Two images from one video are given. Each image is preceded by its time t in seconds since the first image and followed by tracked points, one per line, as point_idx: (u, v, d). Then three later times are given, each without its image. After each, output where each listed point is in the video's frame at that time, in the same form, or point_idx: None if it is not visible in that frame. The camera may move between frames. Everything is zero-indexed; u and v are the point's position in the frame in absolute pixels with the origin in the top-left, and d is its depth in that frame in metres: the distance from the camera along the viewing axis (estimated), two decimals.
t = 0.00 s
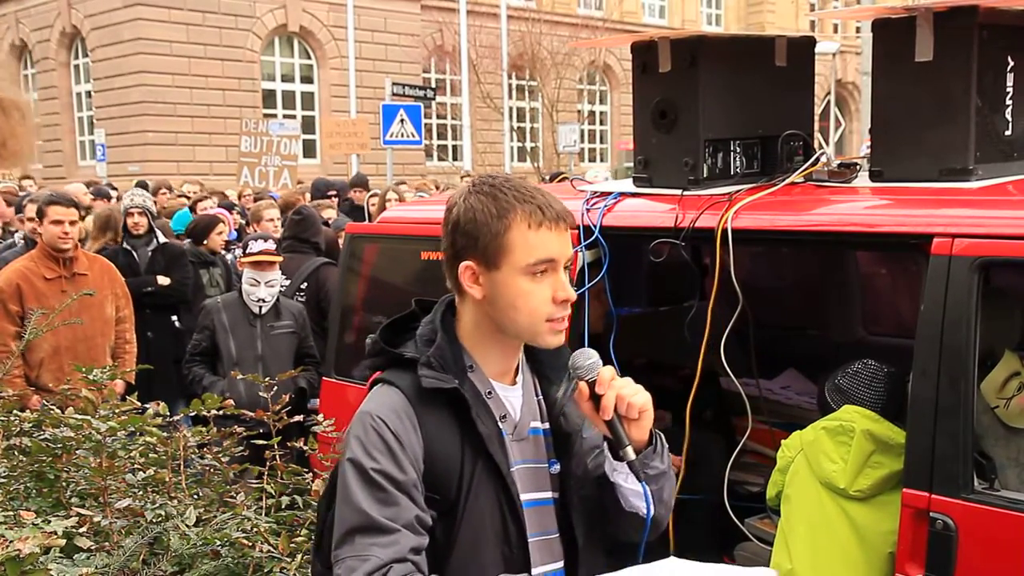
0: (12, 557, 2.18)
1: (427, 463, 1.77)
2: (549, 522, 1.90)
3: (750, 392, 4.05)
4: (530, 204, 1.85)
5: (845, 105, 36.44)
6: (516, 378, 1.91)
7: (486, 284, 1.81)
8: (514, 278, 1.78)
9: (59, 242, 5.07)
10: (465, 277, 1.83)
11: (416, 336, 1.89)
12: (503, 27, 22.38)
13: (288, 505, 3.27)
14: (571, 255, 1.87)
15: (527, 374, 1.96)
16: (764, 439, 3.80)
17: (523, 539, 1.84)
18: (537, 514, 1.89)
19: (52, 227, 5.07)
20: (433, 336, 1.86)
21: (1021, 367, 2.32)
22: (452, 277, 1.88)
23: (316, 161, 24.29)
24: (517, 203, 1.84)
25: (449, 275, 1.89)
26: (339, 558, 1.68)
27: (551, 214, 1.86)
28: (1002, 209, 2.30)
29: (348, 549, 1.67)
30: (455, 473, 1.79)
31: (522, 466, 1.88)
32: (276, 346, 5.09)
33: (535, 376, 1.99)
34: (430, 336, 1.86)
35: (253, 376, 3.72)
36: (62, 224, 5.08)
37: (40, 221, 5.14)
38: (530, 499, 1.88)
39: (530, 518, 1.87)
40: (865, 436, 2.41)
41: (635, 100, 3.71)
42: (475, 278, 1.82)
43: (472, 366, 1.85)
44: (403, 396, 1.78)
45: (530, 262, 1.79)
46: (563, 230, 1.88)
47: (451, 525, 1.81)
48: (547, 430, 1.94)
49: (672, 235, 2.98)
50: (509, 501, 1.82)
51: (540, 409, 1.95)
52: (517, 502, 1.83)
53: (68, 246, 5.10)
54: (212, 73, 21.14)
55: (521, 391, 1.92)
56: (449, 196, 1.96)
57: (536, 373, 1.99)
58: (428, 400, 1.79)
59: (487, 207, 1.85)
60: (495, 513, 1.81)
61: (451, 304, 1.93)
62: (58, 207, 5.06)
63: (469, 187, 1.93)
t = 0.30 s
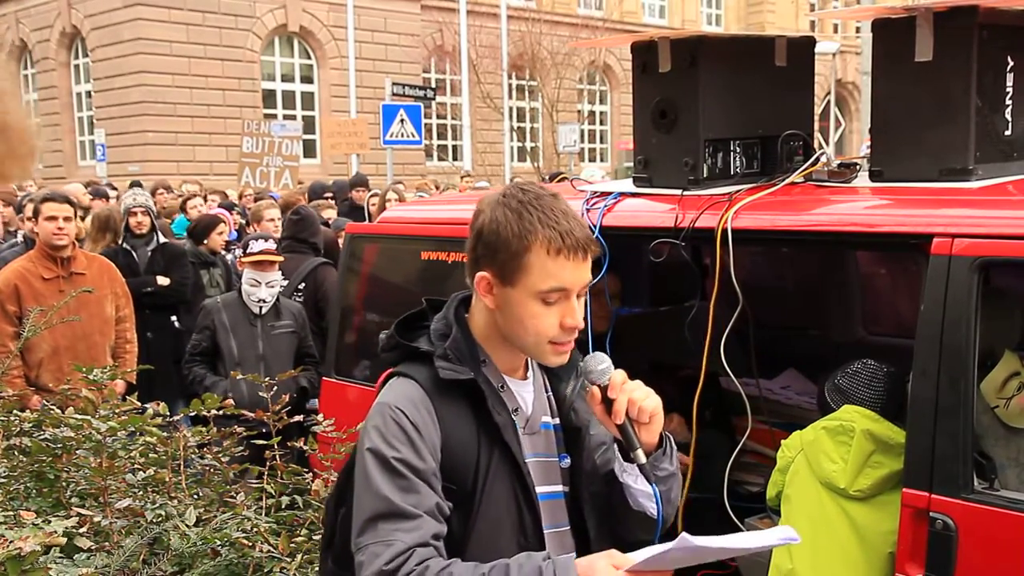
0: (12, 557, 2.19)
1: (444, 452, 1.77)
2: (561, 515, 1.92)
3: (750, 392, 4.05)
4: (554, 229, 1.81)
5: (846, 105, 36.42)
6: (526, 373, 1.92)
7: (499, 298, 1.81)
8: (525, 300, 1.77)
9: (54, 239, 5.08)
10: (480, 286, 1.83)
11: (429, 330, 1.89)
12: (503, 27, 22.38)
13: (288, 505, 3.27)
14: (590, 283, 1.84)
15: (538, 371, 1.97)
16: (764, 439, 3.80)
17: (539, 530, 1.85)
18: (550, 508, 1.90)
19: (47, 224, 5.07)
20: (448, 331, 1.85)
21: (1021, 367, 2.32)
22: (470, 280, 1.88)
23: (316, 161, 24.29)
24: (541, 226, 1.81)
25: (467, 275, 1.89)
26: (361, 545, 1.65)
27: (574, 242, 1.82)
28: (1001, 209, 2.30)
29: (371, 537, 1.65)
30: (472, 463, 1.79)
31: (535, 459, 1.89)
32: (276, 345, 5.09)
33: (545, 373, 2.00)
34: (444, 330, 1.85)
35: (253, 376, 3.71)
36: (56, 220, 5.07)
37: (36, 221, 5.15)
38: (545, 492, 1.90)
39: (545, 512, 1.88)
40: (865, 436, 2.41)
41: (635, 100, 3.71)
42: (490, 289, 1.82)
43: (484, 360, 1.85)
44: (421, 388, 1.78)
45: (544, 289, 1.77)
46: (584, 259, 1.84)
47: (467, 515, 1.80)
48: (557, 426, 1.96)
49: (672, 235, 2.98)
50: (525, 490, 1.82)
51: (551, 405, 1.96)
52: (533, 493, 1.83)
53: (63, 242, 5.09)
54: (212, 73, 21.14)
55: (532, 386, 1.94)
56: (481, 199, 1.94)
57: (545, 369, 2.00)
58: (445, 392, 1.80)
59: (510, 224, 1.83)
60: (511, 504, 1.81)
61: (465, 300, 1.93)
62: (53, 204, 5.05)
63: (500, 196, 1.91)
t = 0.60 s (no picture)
0: (12, 557, 2.19)
1: (445, 452, 1.78)
2: (562, 517, 1.92)
3: (750, 392, 4.06)
4: (554, 232, 1.80)
5: (846, 105, 36.41)
6: (533, 375, 1.90)
7: (502, 300, 1.80)
8: (526, 303, 1.76)
9: (55, 237, 5.08)
10: (484, 289, 1.83)
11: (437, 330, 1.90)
12: (503, 27, 22.38)
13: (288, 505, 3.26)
14: (593, 285, 1.81)
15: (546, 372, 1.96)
16: (764, 439, 3.80)
17: (536, 530, 1.84)
18: (549, 509, 1.90)
19: (47, 222, 5.08)
20: (453, 331, 1.86)
21: (1021, 368, 2.32)
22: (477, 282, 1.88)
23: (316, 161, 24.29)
24: (542, 229, 1.79)
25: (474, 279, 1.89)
26: (364, 541, 1.67)
27: (575, 245, 1.80)
28: (1001, 209, 2.30)
29: (373, 533, 1.67)
30: (472, 463, 1.80)
31: (537, 460, 1.90)
32: (276, 345, 5.09)
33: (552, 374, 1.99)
34: (450, 330, 1.86)
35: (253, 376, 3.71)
36: (57, 218, 5.08)
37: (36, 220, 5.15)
38: (545, 493, 1.90)
39: (543, 513, 1.89)
40: (865, 436, 2.41)
41: (635, 100, 3.72)
42: (494, 292, 1.82)
43: (490, 360, 1.85)
44: (423, 388, 1.80)
45: (544, 292, 1.76)
46: (587, 262, 1.82)
47: (467, 515, 1.80)
48: (562, 427, 1.95)
49: (672, 235, 2.98)
50: (524, 492, 1.82)
51: (557, 407, 1.96)
52: (532, 495, 1.83)
53: (64, 239, 5.09)
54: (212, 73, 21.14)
55: (538, 388, 1.92)
56: (486, 203, 1.94)
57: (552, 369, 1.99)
58: (447, 393, 1.80)
59: (512, 227, 1.82)
60: (509, 504, 1.81)
61: (474, 300, 1.93)
62: (53, 202, 5.05)
63: (505, 200, 1.90)
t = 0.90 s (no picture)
0: (12, 556, 2.19)
1: (427, 451, 1.78)
2: (550, 518, 1.92)
3: (750, 392, 4.06)
4: (535, 232, 1.79)
5: (846, 105, 36.39)
6: (524, 374, 1.91)
7: (485, 301, 1.80)
8: (507, 304, 1.76)
9: (56, 237, 5.07)
10: (468, 289, 1.84)
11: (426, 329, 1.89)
12: (503, 26, 22.37)
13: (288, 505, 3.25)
14: (576, 286, 1.80)
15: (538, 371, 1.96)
16: (765, 439, 3.80)
17: (519, 531, 1.85)
18: (536, 509, 1.90)
19: (48, 221, 5.07)
20: (439, 329, 1.85)
21: (1021, 367, 2.32)
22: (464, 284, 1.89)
23: (316, 161, 24.28)
24: (522, 229, 1.79)
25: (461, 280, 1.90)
26: (343, 538, 1.68)
27: (555, 245, 1.78)
28: (1001, 208, 2.29)
29: (352, 529, 1.67)
30: (454, 462, 1.80)
31: (525, 460, 1.89)
32: (276, 345, 5.09)
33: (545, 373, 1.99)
34: (436, 329, 1.85)
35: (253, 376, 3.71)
36: (58, 218, 5.07)
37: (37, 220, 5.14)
38: (530, 493, 1.89)
39: (528, 513, 1.88)
40: (865, 436, 2.41)
41: (635, 100, 3.71)
42: (478, 292, 1.82)
43: (478, 360, 1.86)
44: (407, 386, 1.80)
45: (525, 293, 1.75)
46: (568, 262, 1.80)
47: (449, 514, 1.81)
48: (553, 428, 1.94)
49: (672, 235, 2.98)
50: (507, 492, 1.82)
51: (548, 407, 1.95)
52: (516, 495, 1.83)
53: (65, 239, 5.09)
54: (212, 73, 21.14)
55: (529, 387, 1.92)
56: (472, 204, 1.95)
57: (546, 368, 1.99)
58: (430, 392, 1.80)
59: (493, 227, 1.82)
60: (492, 504, 1.82)
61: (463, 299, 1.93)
62: (54, 202, 5.05)
63: (490, 200, 1.91)
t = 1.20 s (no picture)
0: (12, 556, 2.19)
1: (410, 454, 1.79)
2: (541, 520, 1.91)
3: (750, 392, 4.06)
4: (500, 221, 1.80)
5: (846, 105, 36.40)
6: (508, 374, 1.91)
7: (456, 295, 1.81)
8: (477, 295, 1.77)
9: (57, 237, 5.07)
10: (441, 283, 1.85)
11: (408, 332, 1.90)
12: (503, 26, 22.36)
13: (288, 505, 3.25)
14: (547, 273, 1.80)
15: (523, 371, 1.96)
16: (764, 439, 3.80)
17: (507, 535, 1.85)
18: (525, 511, 1.89)
19: (50, 222, 5.07)
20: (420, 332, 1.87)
21: (1021, 367, 2.32)
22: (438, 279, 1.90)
23: (316, 161, 24.27)
24: (487, 219, 1.80)
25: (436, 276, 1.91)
26: (324, 541, 1.70)
27: (521, 233, 1.79)
28: (1001, 208, 2.29)
29: (332, 532, 1.69)
30: (437, 465, 1.80)
31: (513, 461, 1.88)
32: (276, 345, 5.08)
33: (531, 372, 1.98)
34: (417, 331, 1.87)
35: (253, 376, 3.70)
36: (59, 218, 5.07)
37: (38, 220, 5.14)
38: (516, 496, 1.88)
39: (515, 515, 1.87)
40: (865, 436, 2.41)
41: (635, 100, 3.71)
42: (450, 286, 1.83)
43: (460, 361, 1.86)
44: (387, 388, 1.81)
45: (494, 283, 1.76)
46: (536, 248, 1.80)
47: (433, 517, 1.82)
48: (541, 428, 1.94)
49: (672, 235, 2.98)
50: (491, 494, 1.82)
51: (535, 407, 1.95)
52: (502, 499, 1.83)
53: (67, 240, 5.09)
54: (212, 73, 21.14)
55: (514, 387, 1.93)
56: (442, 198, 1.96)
57: (531, 367, 1.99)
58: (411, 395, 1.81)
59: (460, 219, 1.83)
60: (476, 507, 1.82)
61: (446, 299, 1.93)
62: (55, 203, 5.05)
63: (457, 192, 1.92)
